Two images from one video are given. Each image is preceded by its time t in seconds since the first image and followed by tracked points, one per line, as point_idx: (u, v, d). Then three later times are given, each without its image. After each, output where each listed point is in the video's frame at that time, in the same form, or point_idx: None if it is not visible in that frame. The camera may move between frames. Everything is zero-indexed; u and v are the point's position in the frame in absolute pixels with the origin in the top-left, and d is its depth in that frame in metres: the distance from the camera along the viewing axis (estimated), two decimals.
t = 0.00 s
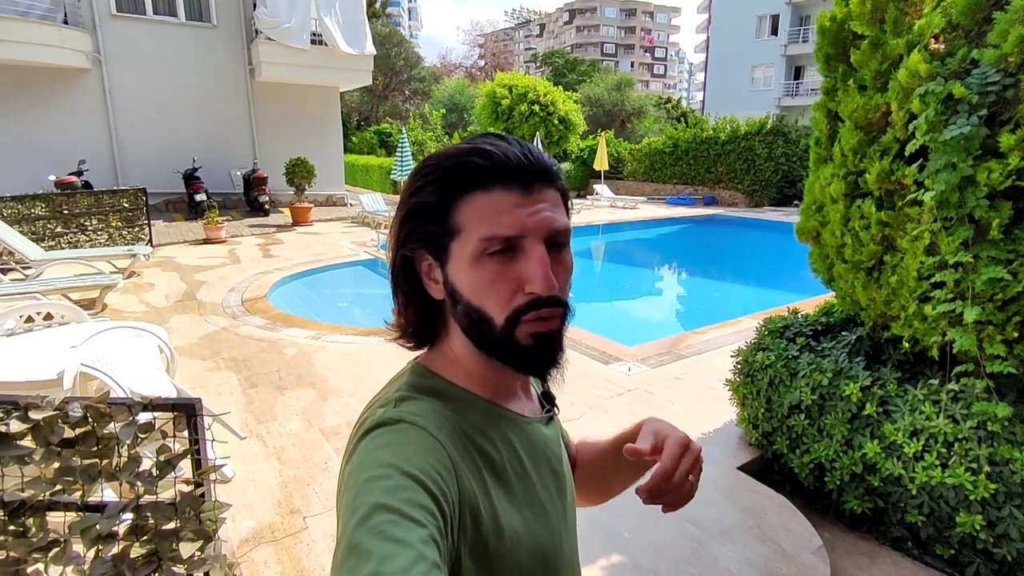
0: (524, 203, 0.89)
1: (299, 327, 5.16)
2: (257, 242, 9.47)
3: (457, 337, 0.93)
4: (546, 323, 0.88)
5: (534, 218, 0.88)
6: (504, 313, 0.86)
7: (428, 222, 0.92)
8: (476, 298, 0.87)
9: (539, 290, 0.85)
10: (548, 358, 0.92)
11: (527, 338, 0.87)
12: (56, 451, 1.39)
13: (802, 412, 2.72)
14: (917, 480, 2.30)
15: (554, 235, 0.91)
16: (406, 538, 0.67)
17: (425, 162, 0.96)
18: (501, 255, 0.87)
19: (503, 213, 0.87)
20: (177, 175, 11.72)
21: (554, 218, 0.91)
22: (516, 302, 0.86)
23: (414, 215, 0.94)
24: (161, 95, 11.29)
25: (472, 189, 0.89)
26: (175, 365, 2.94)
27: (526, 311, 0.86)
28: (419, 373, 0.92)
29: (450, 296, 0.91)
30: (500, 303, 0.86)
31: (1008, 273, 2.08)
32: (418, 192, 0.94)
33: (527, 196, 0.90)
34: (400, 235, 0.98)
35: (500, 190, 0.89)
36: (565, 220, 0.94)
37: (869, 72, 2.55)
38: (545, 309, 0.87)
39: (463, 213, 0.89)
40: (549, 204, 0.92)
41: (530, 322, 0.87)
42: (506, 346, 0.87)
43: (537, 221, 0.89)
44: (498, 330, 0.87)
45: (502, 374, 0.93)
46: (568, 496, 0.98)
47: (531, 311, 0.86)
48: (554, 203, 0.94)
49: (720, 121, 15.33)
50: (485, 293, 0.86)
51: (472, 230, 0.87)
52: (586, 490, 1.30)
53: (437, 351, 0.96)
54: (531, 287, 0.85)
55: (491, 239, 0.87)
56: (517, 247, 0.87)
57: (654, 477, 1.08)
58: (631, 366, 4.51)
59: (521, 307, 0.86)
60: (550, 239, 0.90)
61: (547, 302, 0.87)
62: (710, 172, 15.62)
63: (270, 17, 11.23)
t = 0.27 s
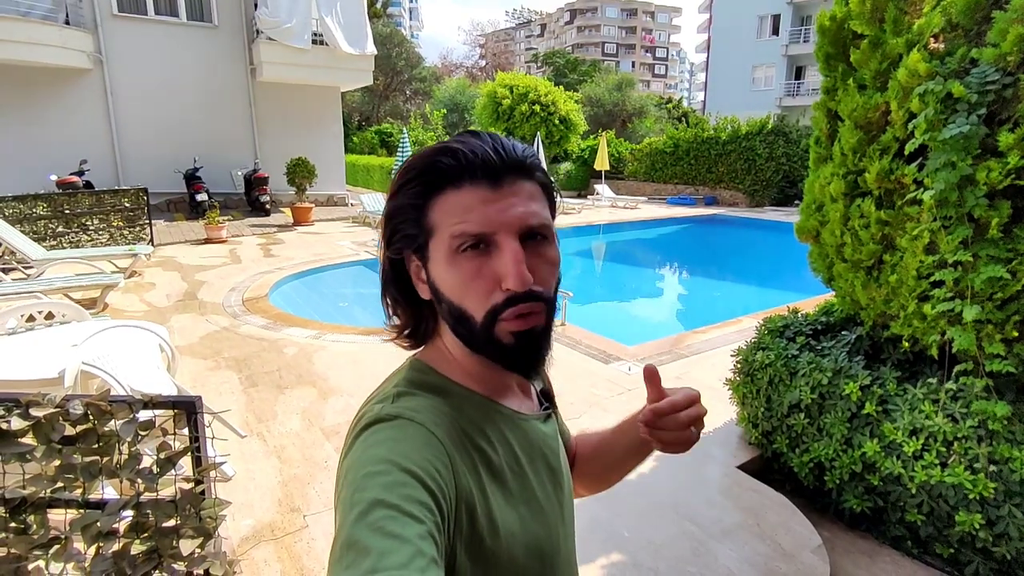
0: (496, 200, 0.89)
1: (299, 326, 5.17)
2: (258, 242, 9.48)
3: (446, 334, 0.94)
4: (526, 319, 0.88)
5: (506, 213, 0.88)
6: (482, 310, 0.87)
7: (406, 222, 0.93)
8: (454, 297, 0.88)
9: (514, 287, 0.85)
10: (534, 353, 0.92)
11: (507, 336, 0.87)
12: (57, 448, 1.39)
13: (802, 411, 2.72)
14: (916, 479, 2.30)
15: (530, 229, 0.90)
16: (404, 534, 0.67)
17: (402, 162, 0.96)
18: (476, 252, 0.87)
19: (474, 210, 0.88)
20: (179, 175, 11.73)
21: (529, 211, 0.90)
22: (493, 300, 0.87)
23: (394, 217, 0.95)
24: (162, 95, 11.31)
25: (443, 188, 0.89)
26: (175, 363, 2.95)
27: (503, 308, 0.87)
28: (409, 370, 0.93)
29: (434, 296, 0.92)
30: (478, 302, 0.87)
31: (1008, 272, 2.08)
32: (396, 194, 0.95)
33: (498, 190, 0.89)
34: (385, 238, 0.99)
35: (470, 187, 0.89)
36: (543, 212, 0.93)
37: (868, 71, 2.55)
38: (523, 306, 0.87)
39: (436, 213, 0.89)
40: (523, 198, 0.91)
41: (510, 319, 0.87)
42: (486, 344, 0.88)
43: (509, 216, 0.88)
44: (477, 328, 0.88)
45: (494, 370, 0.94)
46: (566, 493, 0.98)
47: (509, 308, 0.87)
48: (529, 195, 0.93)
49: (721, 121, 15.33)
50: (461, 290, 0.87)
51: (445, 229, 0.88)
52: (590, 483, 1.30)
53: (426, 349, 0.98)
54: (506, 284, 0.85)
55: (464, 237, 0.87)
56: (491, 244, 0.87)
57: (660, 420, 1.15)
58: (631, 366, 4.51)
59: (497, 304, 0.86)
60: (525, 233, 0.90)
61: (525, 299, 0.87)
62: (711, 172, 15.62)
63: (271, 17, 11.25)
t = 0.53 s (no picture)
0: (482, 204, 0.89)
1: (300, 326, 5.18)
2: (259, 242, 9.49)
3: (436, 337, 0.96)
4: (514, 322, 0.89)
5: (492, 217, 0.89)
6: (467, 314, 0.88)
7: (395, 227, 0.95)
8: (442, 300, 0.89)
9: (499, 290, 0.87)
10: (524, 355, 0.93)
11: (494, 338, 0.88)
12: (57, 448, 1.40)
13: (801, 411, 2.73)
14: (914, 479, 2.30)
15: (517, 233, 0.91)
16: (402, 534, 0.68)
17: (392, 168, 0.98)
18: (462, 256, 0.88)
19: (459, 214, 0.89)
20: (180, 175, 11.76)
21: (516, 215, 0.91)
22: (479, 303, 0.88)
23: (384, 222, 0.97)
24: (163, 96, 11.33)
25: (428, 194, 0.91)
26: (176, 364, 2.96)
27: (490, 311, 0.88)
28: (402, 371, 0.94)
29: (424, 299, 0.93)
30: (464, 305, 0.88)
31: (1006, 273, 2.08)
32: (386, 199, 0.96)
33: (484, 196, 0.90)
34: (377, 242, 1.01)
35: (456, 192, 0.90)
36: (529, 217, 0.93)
37: (867, 72, 2.56)
38: (510, 309, 0.88)
39: (424, 217, 0.90)
40: (511, 201, 0.92)
41: (498, 322, 0.88)
42: (474, 346, 0.89)
43: (495, 220, 0.89)
44: (461, 332, 0.89)
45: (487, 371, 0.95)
46: (561, 494, 0.99)
47: (495, 312, 0.88)
48: (517, 199, 0.93)
49: (722, 121, 15.33)
50: (446, 294, 0.88)
51: (432, 233, 0.89)
52: (608, 437, 1.40)
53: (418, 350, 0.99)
54: (491, 288, 0.87)
55: (451, 241, 0.88)
56: (477, 248, 0.88)
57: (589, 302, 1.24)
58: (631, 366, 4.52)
59: (483, 308, 0.87)
60: (512, 237, 0.90)
61: (511, 302, 0.88)
62: (712, 172, 15.62)
63: (272, 18, 11.27)
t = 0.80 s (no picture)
0: (491, 209, 0.89)
1: (300, 326, 5.19)
2: (260, 242, 9.50)
3: (438, 339, 0.96)
4: (519, 328, 0.89)
5: (502, 223, 0.88)
6: (473, 318, 0.89)
7: (402, 228, 0.94)
8: (448, 304, 0.89)
9: (508, 297, 0.86)
10: (528, 359, 0.94)
11: (500, 343, 0.89)
12: (57, 447, 1.41)
13: (801, 411, 2.73)
14: (914, 479, 2.30)
15: (525, 239, 0.90)
16: (403, 535, 0.68)
17: (399, 168, 0.97)
18: (470, 262, 0.88)
19: (467, 220, 0.88)
20: (181, 175, 11.77)
21: (525, 221, 0.90)
22: (486, 308, 0.88)
23: (391, 224, 0.96)
24: (165, 96, 11.34)
25: (437, 198, 0.90)
26: (176, 363, 2.96)
27: (497, 316, 0.88)
28: (405, 371, 0.94)
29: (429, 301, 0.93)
30: (471, 309, 0.88)
31: (1006, 273, 2.08)
32: (393, 199, 0.96)
33: (494, 201, 0.89)
34: (382, 242, 1.01)
35: (465, 196, 0.89)
36: (538, 222, 0.93)
37: (867, 72, 2.56)
38: (516, 315, 0.88)
39: (432, 221, 0.90)
40: (520, 208, 0.91)
41: (504, 328, 0.89)
42: (479, 351, 0.89)
43: (505, 226, 0.88)
44: (467, 336, 0.89)
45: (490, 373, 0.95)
46: (561, 495, 0.99)
47: (502, 317, 0.88)
48: (526, 205, 0.92)
49: (723, 121, 15.32)
50: (453, 299, 0.88)
51: (441, 238, 0.89)
52: (602, 449, 1.40)
53: (420, 351, 1.00)
54: (499, 294, 0.87)
55: (459, 246, 0.88)
56: (486, 254, 0.88)
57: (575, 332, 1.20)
58: (631, 366, 4.52)
59: (490, 312, 0.88)
60: (520, 243, 0.90)
61: (518, 308, 0.88)
62: (713, 172, 15.61)
63: (273, 18, 11.29)
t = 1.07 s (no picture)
0: (502, 209, 0.89)
1: (301, 326, 5.19)
2: (261, 242, 9.51)
3: (442, 337, 0.96)
4: (525, 329, 0.90)
5: (513, 223, 0.88)
6: (480, 317, 0.89)
7: (410, 225, 0.94)
8: (455, 303, 0.89)
9: (515, 296, 0.87)
10: (533, 359, 0.94)
11: (506, 342, 0.89)
12: (58, 446, 1.42)
13: (801, 411, 2.73)
14: (914, 479, 2.30)
15: (534, 239, 0.91)
16: (405, 532, 0.68)
17: (408, 165, 0.97)
18: (479, 260, 0.88)
19: (478, 218, 0.88)
20: (182, 175, 11.79)
21: (535, 222, 0.91)
22: (493, 307, 0.88)
23: (398, 220, 0.96)
24: (166, 96, 11.35)
25: (448, 196, 0.90)
26: (177, 363, 2.96)
27: (503, 315, 0.88)
28: (409, 367, 0.94)
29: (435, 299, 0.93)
30: (477, 308, 0.88)
31: (1007, 272, 2.08)
32: (400, 196, 0.95)
33: (506, 201, 0.89)
34: (388, 238, 1.00)
35: (476, 195, 0.89)
36: (548, 224, 0.93)
37: (868, 72, 2.55)
38: (521, 315, 0.89)
39: (441, 219, 0.90)
40: (531, 208, 0.92)
41: (510, 327, 0.89)
42: (485, 350, 0.90)
43: (516, 226, 0.88)
44: (473, 334, 0.89)
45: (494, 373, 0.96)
46: (560, 495, 0.99)
47: (508, 317, 0.89)
48: (536, 206, 0.93)
49: (724, 121, 15.31)
50: (460, 298, 0.88)
51: (450, 236, 0.89)
52: (589, 466, 1.37)
53: (423, 349, 0.99)
54: (506, 293, 0.87)
55: (469, 245, 0.88)
56: (495, 253, 0.88)
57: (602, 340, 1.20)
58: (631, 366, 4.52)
59: (498, 311, 0.88)
60: (529, 243, 0.90)
61: (524, 308, 0.89)
62: (714, 172, 15.60)
63: (274, 18, 11.30)
